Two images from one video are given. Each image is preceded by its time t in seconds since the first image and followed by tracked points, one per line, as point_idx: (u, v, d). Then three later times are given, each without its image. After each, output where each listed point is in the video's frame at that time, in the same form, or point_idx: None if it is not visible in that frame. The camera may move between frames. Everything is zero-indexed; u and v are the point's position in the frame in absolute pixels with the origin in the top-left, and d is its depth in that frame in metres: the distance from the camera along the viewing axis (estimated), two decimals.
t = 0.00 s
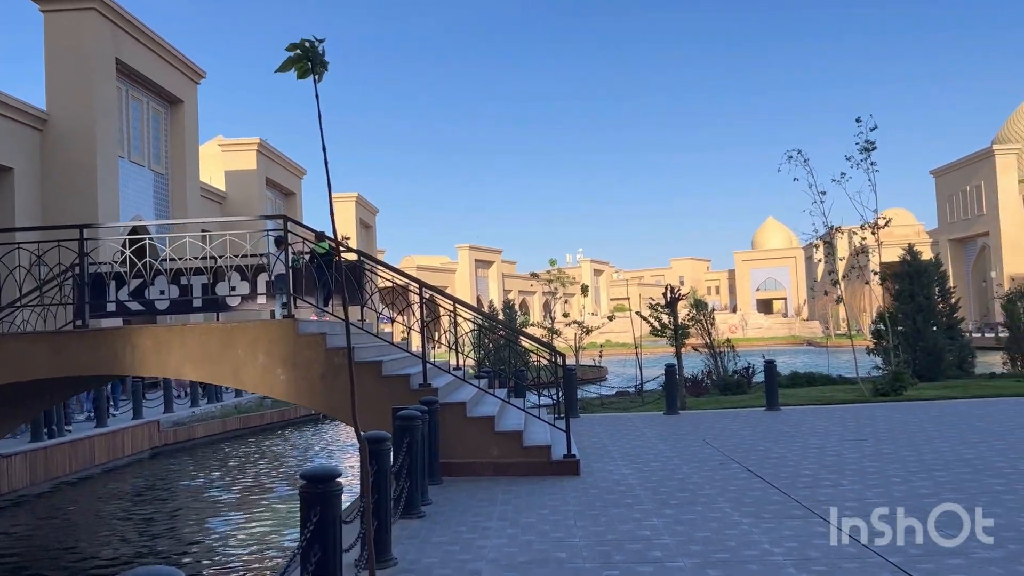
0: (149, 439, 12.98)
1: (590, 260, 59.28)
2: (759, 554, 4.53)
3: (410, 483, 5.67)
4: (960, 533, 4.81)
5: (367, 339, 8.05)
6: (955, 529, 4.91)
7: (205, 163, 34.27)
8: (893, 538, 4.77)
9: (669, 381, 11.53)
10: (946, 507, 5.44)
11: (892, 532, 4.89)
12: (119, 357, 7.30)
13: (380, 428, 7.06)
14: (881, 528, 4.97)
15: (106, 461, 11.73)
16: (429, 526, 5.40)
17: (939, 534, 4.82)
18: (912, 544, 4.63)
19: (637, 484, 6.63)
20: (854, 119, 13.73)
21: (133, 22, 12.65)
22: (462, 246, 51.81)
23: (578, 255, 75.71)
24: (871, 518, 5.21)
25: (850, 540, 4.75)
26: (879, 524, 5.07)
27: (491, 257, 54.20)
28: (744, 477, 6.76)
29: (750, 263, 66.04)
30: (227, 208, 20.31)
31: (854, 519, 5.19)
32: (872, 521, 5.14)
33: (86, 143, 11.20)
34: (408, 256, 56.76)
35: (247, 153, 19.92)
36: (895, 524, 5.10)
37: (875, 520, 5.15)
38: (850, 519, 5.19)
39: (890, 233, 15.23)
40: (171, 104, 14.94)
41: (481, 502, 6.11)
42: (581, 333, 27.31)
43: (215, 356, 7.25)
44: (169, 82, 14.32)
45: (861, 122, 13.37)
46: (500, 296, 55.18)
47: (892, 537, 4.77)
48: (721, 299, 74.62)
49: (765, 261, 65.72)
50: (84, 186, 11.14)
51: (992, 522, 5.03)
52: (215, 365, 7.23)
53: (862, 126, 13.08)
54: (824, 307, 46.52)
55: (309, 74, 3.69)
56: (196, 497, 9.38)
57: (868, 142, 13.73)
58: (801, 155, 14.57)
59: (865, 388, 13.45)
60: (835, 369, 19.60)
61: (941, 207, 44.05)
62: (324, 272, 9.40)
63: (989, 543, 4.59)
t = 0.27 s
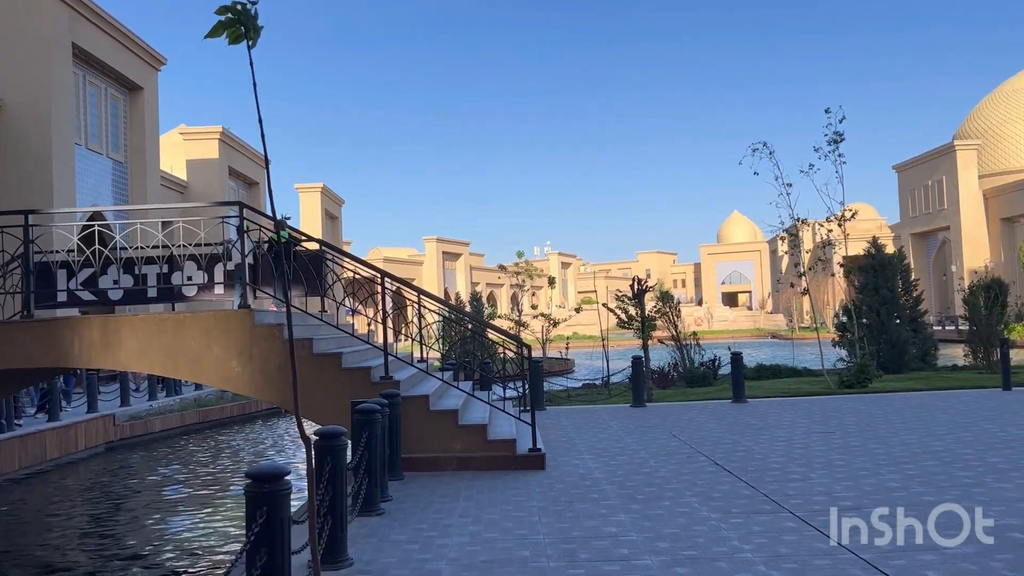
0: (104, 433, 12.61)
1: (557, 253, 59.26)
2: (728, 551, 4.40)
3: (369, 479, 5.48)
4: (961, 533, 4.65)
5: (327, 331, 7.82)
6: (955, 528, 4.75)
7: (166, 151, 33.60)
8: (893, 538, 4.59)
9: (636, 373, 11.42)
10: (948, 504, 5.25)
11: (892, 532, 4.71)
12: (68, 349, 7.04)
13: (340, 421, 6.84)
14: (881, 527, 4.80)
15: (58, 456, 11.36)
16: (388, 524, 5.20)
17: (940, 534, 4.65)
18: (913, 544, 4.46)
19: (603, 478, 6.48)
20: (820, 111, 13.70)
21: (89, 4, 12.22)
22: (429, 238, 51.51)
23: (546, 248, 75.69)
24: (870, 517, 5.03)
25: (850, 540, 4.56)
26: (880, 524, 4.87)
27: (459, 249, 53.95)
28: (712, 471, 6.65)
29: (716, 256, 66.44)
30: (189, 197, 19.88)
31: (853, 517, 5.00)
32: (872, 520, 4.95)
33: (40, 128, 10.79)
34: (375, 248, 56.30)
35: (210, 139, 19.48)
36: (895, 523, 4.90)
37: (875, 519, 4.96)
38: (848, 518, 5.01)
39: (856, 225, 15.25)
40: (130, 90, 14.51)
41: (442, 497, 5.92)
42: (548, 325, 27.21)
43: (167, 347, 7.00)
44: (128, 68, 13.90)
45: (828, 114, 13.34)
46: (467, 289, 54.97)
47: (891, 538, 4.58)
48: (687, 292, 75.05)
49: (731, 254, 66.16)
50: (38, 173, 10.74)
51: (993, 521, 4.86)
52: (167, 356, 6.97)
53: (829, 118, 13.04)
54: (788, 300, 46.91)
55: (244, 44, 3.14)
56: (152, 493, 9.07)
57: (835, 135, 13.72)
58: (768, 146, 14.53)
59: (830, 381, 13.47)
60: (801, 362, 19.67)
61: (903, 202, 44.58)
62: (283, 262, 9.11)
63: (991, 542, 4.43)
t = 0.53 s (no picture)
0: (62, 432, 12.23)
1: (528, 248, 59.09)
2: (704, 559, 4.26)
3: (331, 484, 5.27)
4: (961, 534, 4.62)
5: (290, 330, 7.59)
6: (955, 529, 4.72)
7: (130, 143, 32.91)
8: (893, 539, 4.56)
9: (606, 371, 11.28)
10: (949, 504, 5.21)
11: (892, 532, 4.69)
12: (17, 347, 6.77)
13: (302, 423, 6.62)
14: (881, 528, 4.77)
15: (13, 457, 10.98)
16: (350, 532, 4.98)
17: (939, 534, 4.62)
18: (913, 545, 4.43)
19: (574, 480, 6.32)
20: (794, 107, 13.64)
21: None
22: (400, 234, 51.10)
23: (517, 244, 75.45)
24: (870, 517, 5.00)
25: (849, 540, 4.55)
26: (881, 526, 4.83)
27: (429, 244, 53.60)
28: (684, 472, 6.51)
29: (686, 253, 66.61)
30: (153, 190, 19.43)
31: (853, 518, 4.97)
32: (872, 520, 4.92)
33: None
34: (345, 244, 55.78)
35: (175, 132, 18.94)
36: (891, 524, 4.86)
37: (876, 520, 4.92)
38: (848, 518, 4.97)
39: (827, 222, 15.21)
40: (92, 81, 14.09)
41: (408, 502, 5.72)
42: (518, 321, 27.02)
43: (122, 346, 6.73)
44: (90, 58, 13.48)
45: (802, 110, 13.28)
46: (438, 284, 54.63)
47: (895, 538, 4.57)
48: (657, 288, 75.28)
49: (700, 250, 66.40)
50: None
51: (993, 521, 4.82)
52: (122, 355, 6.72)
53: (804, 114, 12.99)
54: (757, 296, 47.16)
55: (195, 18, 2.91)
56: (114, 496, 8.74)
57: (808, 131, 13.65)
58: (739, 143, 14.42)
59: (801, 378, 13.43)
60: (771, 358, 19.68)
61: (871, 199, 44.95)
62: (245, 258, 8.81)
63: (990, 543, 4.40)
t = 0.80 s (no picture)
0: (27, 430, 11.89)
1: (504, 244, 58.93)
2: (685, 563, 4.12)
3: (298, 486, 5.09)
4: (961, 533, 4.54)
5: (258, 326, 7.37)
6: (955, 527, 4.64)
7: (99, 136, 32.33)
8: (893, 538, 4.48)
9: (583, 366, 11.15)
10: (948, 503, 5.12)
11: (892, 531, 4.61)
12: None
13: (271, 422, 6.42)
14: (881, 528, 4.69)
15: None
16: (318, 536, 4.79)
17: (940, 533, 4.53)
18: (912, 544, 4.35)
19: (550, 480, 6.16)
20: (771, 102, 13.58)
21: None
22: (375, 229, 50.75)
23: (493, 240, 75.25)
24: (869, 516, 4.91)
25: (849, 540, 4.46)
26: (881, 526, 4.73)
27: (405, 240, 53.30)
28: (663, 471, 6.38)
29: (660, 249, 66.72)
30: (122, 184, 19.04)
31: (852, 517, 4.88)
32: (871, 520, 4.83)
33: None
34: (319, 239, 55.30)
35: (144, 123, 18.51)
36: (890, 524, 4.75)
37: (875, 519, 4.84)
38: (847, 518, 4.89)
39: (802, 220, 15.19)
40: (59, 72, 13.72)
41: (380, 504, 5.54)
42: (494, 317, 26.86)
43: (84, 342, 6.49)
44: (58, 48, 13.12)
45: (780, 106, 13.20)
46: (413, 280, 54.33)
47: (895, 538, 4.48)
48: (632, 285, 75.44)
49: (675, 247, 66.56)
50: None
51: (993, 520, 4.74)
52: (83, 351, 6.47)
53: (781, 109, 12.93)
54: (731, 292, 47.34)
55: None
56: (80, 497, 8.46)
57: (785, 126, 13.59)
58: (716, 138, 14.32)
59: (777, 374, 13.38)
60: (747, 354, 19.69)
61: (844, 196, 45.23)
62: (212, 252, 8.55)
63: (992, 542, 4.31)
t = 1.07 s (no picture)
0: None
1: (484, 241, 58.72)
2: (674, 573, 3.95)
3: (271, 491, 4.88)
4: (961, 533, 4.51)
5: (231, 323, 7.13)
6: (954, 528, 4.61)
7: (73, 130, 31.81)
8: (894, 538, 4.44)
9: (566, 365, 10.98)
10: (948, 503, 5.09)
11: (892, 532, 4.56)
12: None
13: (243, 424, 6.20)
14: (881, 528, 4.64)
15: None
16: (291, 545, 4.57)
17: (940, 534, 4.50)
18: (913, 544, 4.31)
19: (533, 483, 5.98)
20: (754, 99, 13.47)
21: None
22: (354, 225, 50.39)
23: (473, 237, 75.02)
24: (869, 516, 4.87)
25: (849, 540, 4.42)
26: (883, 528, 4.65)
27: (385, 236, 52.98)
28: (648, 474, 6.22)
29: (641, 247, 66.74)
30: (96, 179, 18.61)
31: (852, 517, 4.83)
32: (871, 520, 4.79)
33: None
34: (299, 236, 54.86)
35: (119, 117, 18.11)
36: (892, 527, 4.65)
37: (875, 519, 4.79)
38: (847, 518, 4.84)
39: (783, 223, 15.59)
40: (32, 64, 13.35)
41: (356, 509, 5.33)
42: (475, 315, 26.66)
43: (47, 340, 6.23)
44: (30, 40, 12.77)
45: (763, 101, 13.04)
46: (393, 277, 54.00)
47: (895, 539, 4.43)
48: (612, 282, 75.45)
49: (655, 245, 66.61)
50: None
51: (993, 520, 4.71)
52: (46, 350, 6.21)
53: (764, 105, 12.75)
54: (712, 290, 47.40)
55: None
56: (47, 499, 8.16)
57: (768, 123, 13.48)
58: (699, 135, 14.17)
59: (761, 373, 13.27)
60: (728, 353, 19.63)
61: (823, 195, 45.39)
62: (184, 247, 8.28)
63: (993, 543, 4.29)
